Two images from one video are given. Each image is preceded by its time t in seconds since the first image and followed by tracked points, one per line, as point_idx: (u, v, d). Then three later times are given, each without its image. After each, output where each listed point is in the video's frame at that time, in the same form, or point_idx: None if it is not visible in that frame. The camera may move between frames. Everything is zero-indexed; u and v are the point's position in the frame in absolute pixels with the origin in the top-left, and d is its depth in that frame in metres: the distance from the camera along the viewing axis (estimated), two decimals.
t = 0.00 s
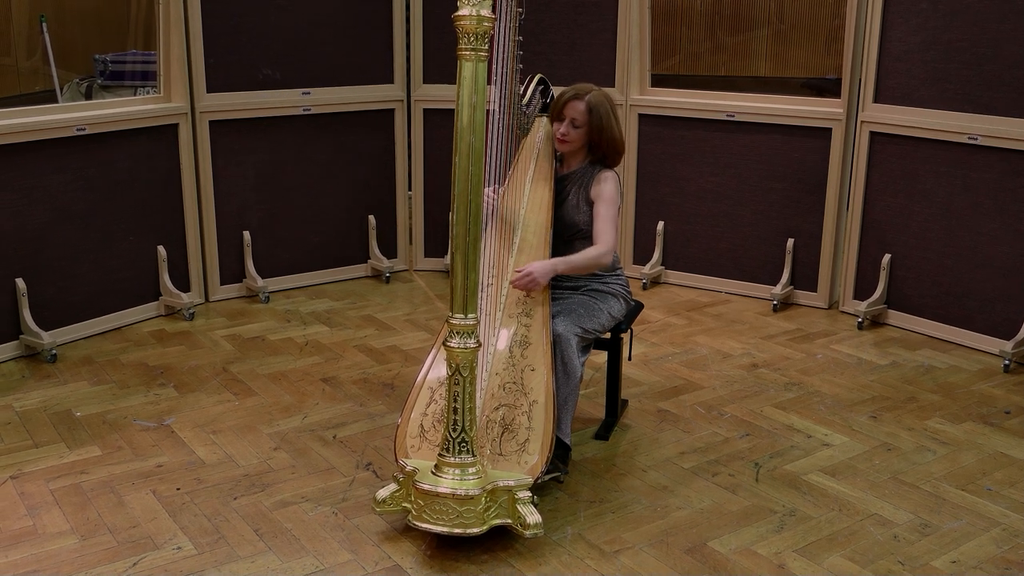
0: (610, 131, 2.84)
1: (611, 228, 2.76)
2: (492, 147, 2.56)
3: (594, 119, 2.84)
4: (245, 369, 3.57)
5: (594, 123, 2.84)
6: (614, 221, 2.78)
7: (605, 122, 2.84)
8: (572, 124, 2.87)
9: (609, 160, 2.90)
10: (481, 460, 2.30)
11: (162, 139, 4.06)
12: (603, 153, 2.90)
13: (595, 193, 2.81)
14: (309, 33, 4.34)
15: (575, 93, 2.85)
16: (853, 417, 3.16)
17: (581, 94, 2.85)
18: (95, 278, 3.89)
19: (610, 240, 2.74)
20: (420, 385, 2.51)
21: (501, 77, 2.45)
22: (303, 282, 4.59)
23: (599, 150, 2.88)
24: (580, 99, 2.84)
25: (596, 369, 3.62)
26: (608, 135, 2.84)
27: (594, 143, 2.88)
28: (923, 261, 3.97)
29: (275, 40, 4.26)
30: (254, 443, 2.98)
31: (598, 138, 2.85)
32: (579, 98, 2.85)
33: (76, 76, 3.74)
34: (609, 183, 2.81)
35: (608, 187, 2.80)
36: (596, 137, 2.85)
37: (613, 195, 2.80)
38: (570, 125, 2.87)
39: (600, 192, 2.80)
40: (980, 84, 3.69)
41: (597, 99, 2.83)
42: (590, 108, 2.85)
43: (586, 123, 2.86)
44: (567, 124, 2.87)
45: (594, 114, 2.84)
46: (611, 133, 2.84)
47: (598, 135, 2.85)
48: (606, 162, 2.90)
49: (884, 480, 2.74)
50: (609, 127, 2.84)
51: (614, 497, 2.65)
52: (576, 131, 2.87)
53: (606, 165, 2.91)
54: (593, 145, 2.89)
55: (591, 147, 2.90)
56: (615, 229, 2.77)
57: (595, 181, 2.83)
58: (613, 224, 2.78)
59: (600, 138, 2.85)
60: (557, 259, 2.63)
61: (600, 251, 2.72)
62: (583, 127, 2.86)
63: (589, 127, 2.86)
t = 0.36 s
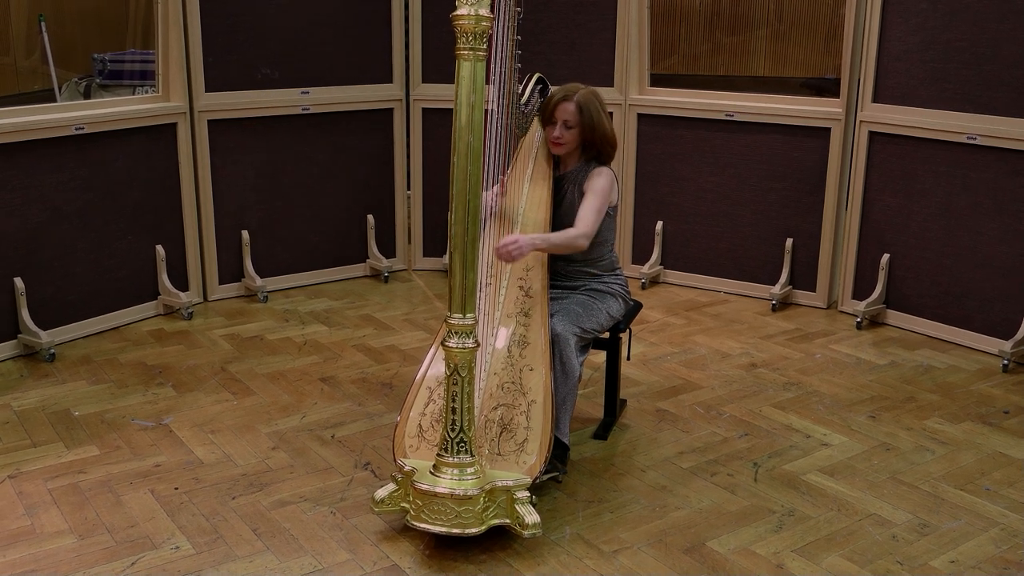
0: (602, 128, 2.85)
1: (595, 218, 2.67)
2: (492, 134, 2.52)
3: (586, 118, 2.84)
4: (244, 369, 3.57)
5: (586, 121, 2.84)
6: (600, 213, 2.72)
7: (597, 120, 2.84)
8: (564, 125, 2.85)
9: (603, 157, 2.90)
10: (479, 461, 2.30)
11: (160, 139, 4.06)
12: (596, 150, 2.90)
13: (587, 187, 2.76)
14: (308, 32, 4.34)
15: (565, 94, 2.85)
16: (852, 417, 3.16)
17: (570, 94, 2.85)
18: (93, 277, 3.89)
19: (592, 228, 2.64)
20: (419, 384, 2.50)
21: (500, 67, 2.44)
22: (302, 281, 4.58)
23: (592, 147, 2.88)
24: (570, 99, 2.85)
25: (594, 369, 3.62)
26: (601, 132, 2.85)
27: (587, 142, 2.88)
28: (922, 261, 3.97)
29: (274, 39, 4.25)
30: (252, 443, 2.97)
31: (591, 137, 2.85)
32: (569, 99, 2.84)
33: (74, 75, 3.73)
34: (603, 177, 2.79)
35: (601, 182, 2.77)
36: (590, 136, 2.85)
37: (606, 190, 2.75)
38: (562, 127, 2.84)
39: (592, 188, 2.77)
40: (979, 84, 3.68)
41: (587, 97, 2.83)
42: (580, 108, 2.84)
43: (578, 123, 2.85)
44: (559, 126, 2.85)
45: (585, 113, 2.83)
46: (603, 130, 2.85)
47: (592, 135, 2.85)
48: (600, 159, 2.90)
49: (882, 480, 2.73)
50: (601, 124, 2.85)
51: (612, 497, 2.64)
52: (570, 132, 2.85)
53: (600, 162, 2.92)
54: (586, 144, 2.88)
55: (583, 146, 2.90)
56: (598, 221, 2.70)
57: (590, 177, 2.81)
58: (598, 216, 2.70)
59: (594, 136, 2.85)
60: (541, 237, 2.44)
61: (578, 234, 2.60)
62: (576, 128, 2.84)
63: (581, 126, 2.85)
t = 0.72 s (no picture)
0: (594, 126, 2.86)
1: (579, 214, 2.72)
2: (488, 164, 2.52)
3: (579, 120, 2.84)
4: (242, 368, 3.56)
5: (578, 123, 2.84)
6: (589, 209, 2.75)
7: (588, 119, 2.85)
8: (559, 130, 2.84)
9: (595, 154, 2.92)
10: (478, 461, 2.30)
11: (159, 138, 4.05)
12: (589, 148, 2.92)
13: (580, 185, 2.79)
14: (307, 32, 4.33)
15: (554, 98, 2.83)
16: (851, 416, 3.16)
17: (559, 97, 2.84)
18: (92, 277, 3.88)
19: (572, 222, 2.69)
20: (417, 383, 2.50)
21: (497, 67, 2.44)
22: (300, 281, 4.58)
23: (586, 146, 2.89)
24: (560, 103, 2.83)
25: (593, 369, 3.62)
26: (594, 130, 2.86)
27: (580, 143, 2.88)
28: (921, 260, 3.97)
29: (273, 39, 4.25)
30: (251, 443, 2.97)
31: (585, 136, 2.86)
32: (560, 102, 2.83)
33: (73, 75, 3.73)
34: (599, 176, 2.81)
35: (597, 181, 2.80)
36: (584, 135, 2.86)
37: (599, 188, 2.79)
38: (557, 132, 2.84)
39: (587, 187, 2.79)
40: (979, 83, 3.68)
41: (575, 98, 2.83)
42: (571, 110, 2.84)
43: (571, 126, 2.84)
44: (554, 131, 2.84)
45: (578, 115, 2.84)
46: (595, 128, 2.87)
47: (585, 134, 2.86)
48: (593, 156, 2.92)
49: (882, 479, 2.73)
50: (593, 122, 2.86)
51: (612, 497, 2.64)
52: (565, 135, 2.84)
53: (594, 159, 2.93)
54: (581, 144, 2.89)
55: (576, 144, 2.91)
56: (581, 218, 2.73)
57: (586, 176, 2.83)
58: (585, 213, 2.74)
59: (587, 135, 2.86)
60: (510, 232, 2.53)
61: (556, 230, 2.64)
62: (570, 131, 2.84)
63: (575, 128, 2.85)
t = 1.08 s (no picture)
0: (590, 125, 2.86)
1: (574, 213, 2.72)
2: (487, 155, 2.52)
3: (574, 122, 2.83)
4: (241, 368, 3.56)
5: (573, 125, 2.83)
6: (584, 208, 2.75)
7: (584, 120, 2.84)
8: (554, 134, 2.83)
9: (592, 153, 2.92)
10: (476, 460, 2.30)
11: (157, 138, 4.05)
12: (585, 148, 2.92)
13: (577, 185, 2.79)
14: (306, 32, 4.33)
15: (547, 101, 2.82)
16: (850, 416, 3.16)
17: (552, 100, 2.82)
18: (90, 277, 3.88)
19: (566, 220, 2.69)
20: (416, 383, 2.50)
21: (497, 68, 2.44)
22: (299, 281, 4.58)
23: (582, 146, 2.89)
24: (554, 106, 2.81)
25: (591, 369, 3.62)
26: (590, 131, 2.86)
27: (576, 144, 2.88)
28: (920, 260, 3.97)
29: (271, 38, 4.25)
30: (250, 443, 2.97)
31: (580, 137, 2.86)
32: (553, 105, 2.81)
33: (71, 75, 3.72)
34: (596, 177, 2.82)
35: (593, 181, 2.80)
36: (579, 136, 2.85)
37: (596, 188, 2.79)
38: (554, 136, 2.83)
39: (584, 187, 2.79)
40: (977, 83, 3.68)
41: (569, 100, 2.82)
42: (565, 113, 2.83)
43: (567, 129, 2.83)
44: (550, 135, 2.83)
45: (572, 117, 2.82)
46: (591, 128, 2.86)
47: (580, 136, 2.86)
48: (589, 155, 2.92)
49: (880, 479, 2.73)
50: (588, 122, 2.86)
51: (610, 496, 2.64)
52: (561, 139, 2.84)
53: (591, 158, 2.94)
54: (576, 145, 2.89)
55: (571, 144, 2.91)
56: (577, 217, 2.73)
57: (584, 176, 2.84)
58: (580, 212, 2.74)
59: (583, 136, 2.86)
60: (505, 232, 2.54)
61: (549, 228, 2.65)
62: (565, 134, 2.83)
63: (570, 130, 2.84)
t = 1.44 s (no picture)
0: (589, 125, 2.85)
1: (572, 211, 2.71)
2: (487, 142, 2.51)
3: (571, 122, 2.82)
4: (239, 368, 3.56)
5: (572, 124, 2.83)
6: (581, 207, 2.74)
7: (582, 119, 2.83)
8: (552, 133, 2.83)
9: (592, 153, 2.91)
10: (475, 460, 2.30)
11: (156, 138, 4.05)
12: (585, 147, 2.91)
13: (576, 185, 2.79)
14: (305, 31, 4.33)
15: (545, 101, 2.81)
16: (849, 415, 3.16)
17: (550, 100, 2.81)
18: (89, 277, 3.88)
19: (563, 218, 2.68)
20: (415, 382, 2.50)
21: (495, 69, 2.44)
22: (298, 281, 4.58)
23: (581, 146, 2.89)
24: (551, 106, 2.81)
25: (590, 369, 3.62)
26: (589, 130, 2.85)
27: (575, 143, 2.88)
28: (918, 259, 3.98)
29: (270, 39, 4.25)
30: (249, 443, 2.97)
31: (579, 136, 2.85)
32: (551, 105, 2.81)
33: (70, 75, 3.73)
34: (596, 176, 2.81)
35: (591, 180, 2.79)
36: (578, 136, 2.84)
37: (595, 187, 2.78)
38: (552, 136, 2.83)
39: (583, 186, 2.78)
40: (975, 83, 3.69)
41: (567, 100, 2.81)
42: (563, 112, 2.82)
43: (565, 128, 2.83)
44: (548, 135, 2.83)
45: (569, 117, 2.82)
46: (590, 127, 2.85)
47: (579, 135, 2.85)
48: (589, 155, 2.91)
49: (879, 479, 2.73)
50: (587, 121, 2.85)
51: (609, 496, 2.64)
52: (559, 138, 2.83)
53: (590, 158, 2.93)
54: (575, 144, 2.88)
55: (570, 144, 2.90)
56: (574, 215, 2.73)
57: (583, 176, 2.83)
58: (578, 210, 2.74)
59: (582, 135, 2.85)
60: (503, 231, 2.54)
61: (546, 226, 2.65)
62: (564, 133, 2.83)
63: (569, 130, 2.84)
